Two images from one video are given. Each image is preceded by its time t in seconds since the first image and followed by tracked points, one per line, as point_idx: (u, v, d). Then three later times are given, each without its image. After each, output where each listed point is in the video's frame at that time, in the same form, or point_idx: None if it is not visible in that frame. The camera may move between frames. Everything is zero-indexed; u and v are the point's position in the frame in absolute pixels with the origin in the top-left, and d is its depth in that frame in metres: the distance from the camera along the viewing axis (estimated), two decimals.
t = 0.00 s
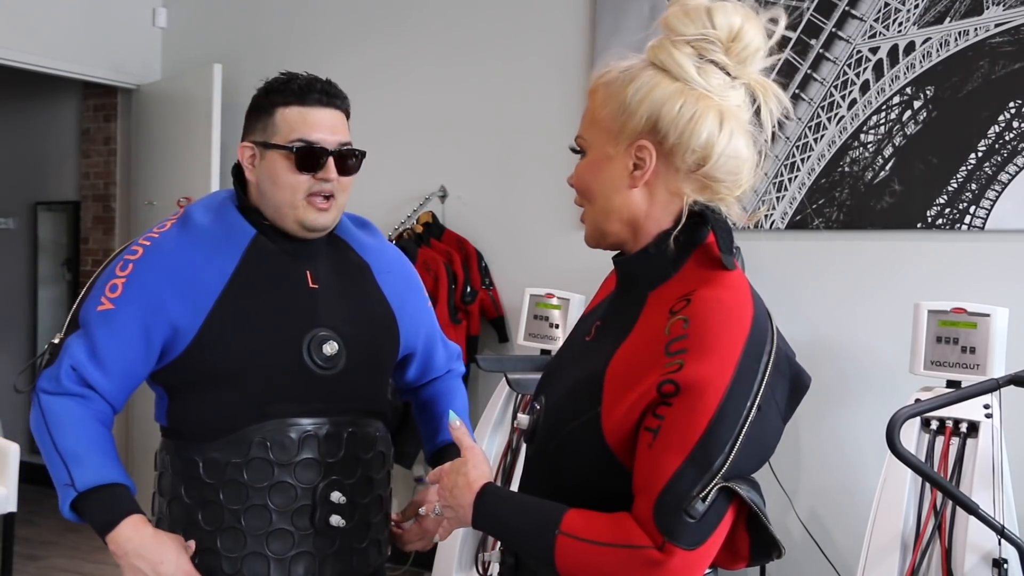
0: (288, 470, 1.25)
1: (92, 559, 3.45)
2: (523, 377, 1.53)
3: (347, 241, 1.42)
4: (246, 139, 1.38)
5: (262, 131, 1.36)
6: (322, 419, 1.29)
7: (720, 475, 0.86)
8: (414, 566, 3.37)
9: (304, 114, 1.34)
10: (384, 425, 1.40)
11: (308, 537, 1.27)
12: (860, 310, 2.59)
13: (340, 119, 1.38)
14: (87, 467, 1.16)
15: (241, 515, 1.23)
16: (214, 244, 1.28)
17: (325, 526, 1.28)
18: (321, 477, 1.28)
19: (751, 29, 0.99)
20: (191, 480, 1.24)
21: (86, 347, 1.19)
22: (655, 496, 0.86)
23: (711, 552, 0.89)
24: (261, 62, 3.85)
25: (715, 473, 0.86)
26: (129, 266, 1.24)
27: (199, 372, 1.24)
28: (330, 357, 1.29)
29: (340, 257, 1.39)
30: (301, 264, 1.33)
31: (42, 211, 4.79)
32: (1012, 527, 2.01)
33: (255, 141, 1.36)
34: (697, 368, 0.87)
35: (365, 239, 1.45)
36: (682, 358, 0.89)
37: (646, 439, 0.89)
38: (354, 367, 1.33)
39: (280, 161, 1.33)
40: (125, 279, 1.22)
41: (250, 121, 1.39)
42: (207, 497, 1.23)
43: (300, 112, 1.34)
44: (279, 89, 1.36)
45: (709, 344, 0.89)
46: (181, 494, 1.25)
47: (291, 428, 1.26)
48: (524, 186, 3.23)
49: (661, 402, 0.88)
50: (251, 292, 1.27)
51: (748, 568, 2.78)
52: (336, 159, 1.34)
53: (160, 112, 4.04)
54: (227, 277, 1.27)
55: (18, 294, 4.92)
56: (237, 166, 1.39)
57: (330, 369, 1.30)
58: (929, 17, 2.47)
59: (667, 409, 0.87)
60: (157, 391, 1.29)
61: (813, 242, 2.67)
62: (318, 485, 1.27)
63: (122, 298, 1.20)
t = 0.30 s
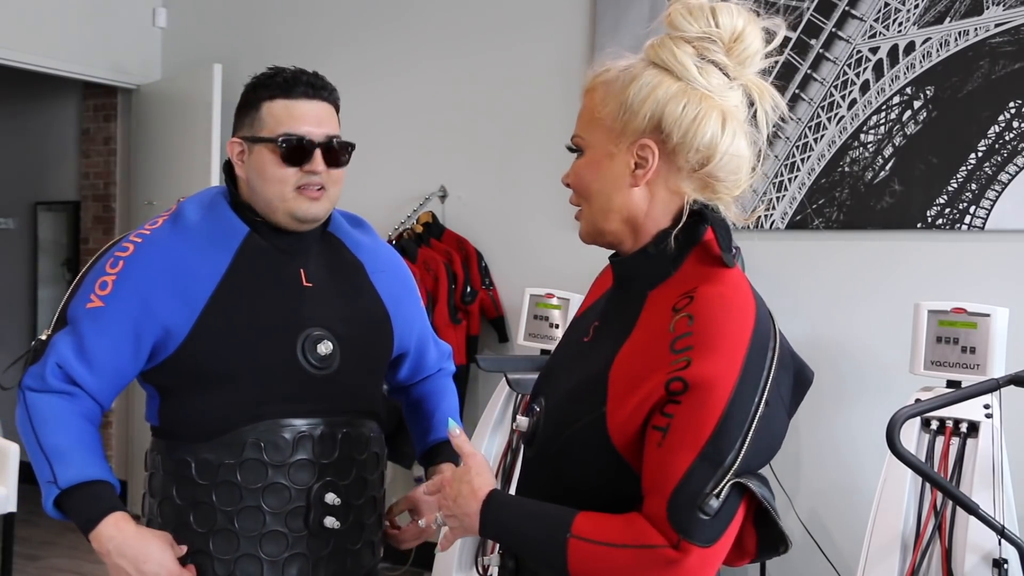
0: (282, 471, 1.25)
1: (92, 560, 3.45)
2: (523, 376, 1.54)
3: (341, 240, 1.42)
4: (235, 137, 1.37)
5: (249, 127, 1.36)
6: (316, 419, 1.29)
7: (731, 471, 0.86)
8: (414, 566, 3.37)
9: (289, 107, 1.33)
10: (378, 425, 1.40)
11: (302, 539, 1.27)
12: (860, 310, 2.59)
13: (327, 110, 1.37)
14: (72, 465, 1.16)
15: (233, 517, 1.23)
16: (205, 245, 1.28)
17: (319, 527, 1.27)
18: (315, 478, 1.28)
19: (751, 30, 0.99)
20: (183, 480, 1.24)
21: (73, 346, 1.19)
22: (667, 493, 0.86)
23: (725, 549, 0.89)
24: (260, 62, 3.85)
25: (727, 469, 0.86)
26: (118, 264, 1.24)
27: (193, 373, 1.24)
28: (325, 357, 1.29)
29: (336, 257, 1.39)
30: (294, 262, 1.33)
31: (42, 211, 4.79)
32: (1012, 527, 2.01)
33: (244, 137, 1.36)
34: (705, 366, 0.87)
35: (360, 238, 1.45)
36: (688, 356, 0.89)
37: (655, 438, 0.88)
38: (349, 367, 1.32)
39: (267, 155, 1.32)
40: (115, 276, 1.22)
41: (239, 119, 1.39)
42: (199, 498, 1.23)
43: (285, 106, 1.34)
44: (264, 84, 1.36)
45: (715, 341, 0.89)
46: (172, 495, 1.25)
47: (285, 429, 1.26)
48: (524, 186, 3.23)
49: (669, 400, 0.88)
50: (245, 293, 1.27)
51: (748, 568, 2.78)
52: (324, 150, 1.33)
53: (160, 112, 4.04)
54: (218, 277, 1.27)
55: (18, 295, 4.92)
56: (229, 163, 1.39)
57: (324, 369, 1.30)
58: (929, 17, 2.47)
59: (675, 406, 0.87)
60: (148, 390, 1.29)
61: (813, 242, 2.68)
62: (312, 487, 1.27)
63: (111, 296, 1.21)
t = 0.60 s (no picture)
0: (280, 474, 1.25)
1: (92, 560, 3.45)
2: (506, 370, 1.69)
3: (344, 241, 1.42)
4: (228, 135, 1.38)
5: (238, 125, 1.36)
6: (315, 422, 1.28)
7: (756, 460, 0.86)
8: (414, 567, 3.36)
9: (271, 103, 1.33)
10: (376, 427, 1.39)
11: (299, 542, 1.26)
12: (860, 310, 2.58)
13: (312, 105, 1.35)
14: (72, 465, 1.15)
15: (231, 520, 1.23)
16: (203, 246, 1.27)
17: (316, 530, 1.27)
18: (313, 480, 1.27)
19: (762, 34, 1.00)
20: (180, 483, 1.24)
21: (72, 348, 1.18)
22: (696, 485, 0.85)
23: (750, 535, 0.89)
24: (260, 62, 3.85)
25: (751, 457, 0.86)
26: (117, 265, 1.23)
27: (190, 375, 1.23)
28: (324, 359, 1.29)
29: (333, 257, 1.38)
30: (294, 262, 1.33)
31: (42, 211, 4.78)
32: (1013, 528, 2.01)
33: (233, 135, 1.36)
34: (725, 357, 0.87)
35: (363, 239, 1.44)
36: (706, 347, 0.88)
37: (677, 431, 0.87)
38: (348, 369, 1.32)
39: (249, 152, 1.32)
40: (113, 277, 1.22)
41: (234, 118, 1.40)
42: (196, 501, 1.23)
43: (267, 101, 1.33)
44: (252, 83, 1.36)
45: (732, 331, 0.89)
46: (169, 497, 1.25)
47: (283, 431, 1.25)
48: (524, 186, 3.22)
49: (689, 392, 0.87)
50: (241, 295, 1.27)
51: (749, 569, 2.78)
52: (305, 144, 1.32)
53: (160, 111, 4.03)
54: (217, 277, 1.26)
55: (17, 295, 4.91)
56: (227, 163, 1.40)
57: (323, 371, 1.29)
58: (930, 17, 2.46)
59: (696, 398, 0.86)
60: (146, 391, 1.28)
61: (813, 242, 2.67)
62: (310, 489, 1.27)
63: (109, 297, 1.20)
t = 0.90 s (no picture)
0: (285, 475, 1.24)
1: (92, 560, 3.45)
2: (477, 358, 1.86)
3: (352, 242, 1.41)
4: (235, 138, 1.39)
5: (245, 128, 1.37)
6: (321, 423, 1.27)
7: (773, 434, 0.85)
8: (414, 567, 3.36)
9: (279, 107, 1.33)
10: (382, 429, 1.39)
11: (304, 543, 1.25)
12: (861, 310, 2.58)
13: (319, 109, 1.36)
14: (85, 464, 1.15)
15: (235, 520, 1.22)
16: (210, 245, 1.28)
17: (321, 531, 1.25)
18: (319, 481, 1.26)
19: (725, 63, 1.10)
20: (186, 483, 1.23)
21: (81, 348, 1.19)
22: (732, 447, 0.81)
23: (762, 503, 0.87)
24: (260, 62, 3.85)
25: (771, 429, 0.85)
26: (124, 266, 1.24)
27: (194, 375, 1.24)
28: (330, 361, 1.28)
29: (343, 258, 1.38)
30: (302, 264, 1.33)
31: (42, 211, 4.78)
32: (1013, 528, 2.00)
33: (240, 137, 1.37)
34: (743, 334, 0.85)
35: (372, 240, 1.44)
36: (724, 327, 0.87)
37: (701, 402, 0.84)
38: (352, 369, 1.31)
39: (257, 155, 1.32)
40: (121, 278, 1.22)
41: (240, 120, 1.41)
42: (201, 501, 1.23)
43: (274, 105, 1.34)
44: (259, 86, 1.37)
45: (747, 313, 0.88)
46: (175, 497, 1.25)
47: (288, 432, 1.25)
48: (525, 186, 3.22)
49: (710, 369, 0.85)
50: (247, 295, 1.27)
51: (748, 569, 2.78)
52: (313, 148, 1.32)
53: (159, 111, 4.03)
54: (224, 279, 1.26)
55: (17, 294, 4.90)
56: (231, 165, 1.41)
57: (330, 372, 1.28)
58: (930, 17, 2.46)
59: (720, 372, 0.84)
60: (154, 392, 1.29)
61: (814, 242, 2.67)
62: (315, 490, 1.26)
63: (117, 298, 1.21)
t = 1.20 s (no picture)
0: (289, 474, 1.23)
1: (91, 560, 3.45)
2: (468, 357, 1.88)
3: (357, 242, 1.41)
4: (245, 140, 1.36)
5: (258, 129, 1.35)
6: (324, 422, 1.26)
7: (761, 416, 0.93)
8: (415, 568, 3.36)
9: (298, 109, 1.33)
10: (387, 430, 1.37)
11: (307, 542, 1.24)
12: (860, 310, 2.58)
13: (335, 111, 1.36)
14: (156, 407, 1.14)
15: (239, 519, 1.22)
16: (222, 237, 1.29)
17: (324, 531, 1.25)
18: (322, 481, 1.25)
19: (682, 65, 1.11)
20: (189, 481, 1.24)
21: (98, 345, 1.19)
22: (742, 437, 0.88)
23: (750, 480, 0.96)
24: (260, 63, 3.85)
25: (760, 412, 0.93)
26: (133, 264, 1.25)
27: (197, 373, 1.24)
28: (334, 360, 1.27)
29: (348, 258, 1.38)
30: (306, 265, 1.32)
31: (42, 211, 4.78)
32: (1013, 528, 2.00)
33: (253, 140, 1.35)
34: (730, 329, 0.91)
35: (375, 239, 1.43)
36: (712, 322, 0.91)
37: (705, 397, 0.88)
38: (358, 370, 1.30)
39: (276, 158, 1.31)
40: (129, 276, 1.24)
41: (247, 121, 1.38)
42: (206, 500, 1.23)
43: (293, 107, 1.33)
44: (271, 86, 1.35)
45: (727, 306, 0.93)
46: (179, 494, 1.25)
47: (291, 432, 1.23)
48: (525, 186, 3.22)
49: (707, 364, 0.89)
50: (253, 293, 1.27)
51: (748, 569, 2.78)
52: (335, 151, 1.32)
53: (159, 112, 4.03)
54: (231, 271, 1.27)
55: (16, 294, 4.90)
56: (239, 165, 1.39)
57: (335, 371, 1.27)
58: (930, 17, 2.46)
59: (717, 366, 0.89)
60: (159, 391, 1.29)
61: (814, 242, 2.67)
62: (318, 489, 1.25)
63: (128, 294, 1.22)
